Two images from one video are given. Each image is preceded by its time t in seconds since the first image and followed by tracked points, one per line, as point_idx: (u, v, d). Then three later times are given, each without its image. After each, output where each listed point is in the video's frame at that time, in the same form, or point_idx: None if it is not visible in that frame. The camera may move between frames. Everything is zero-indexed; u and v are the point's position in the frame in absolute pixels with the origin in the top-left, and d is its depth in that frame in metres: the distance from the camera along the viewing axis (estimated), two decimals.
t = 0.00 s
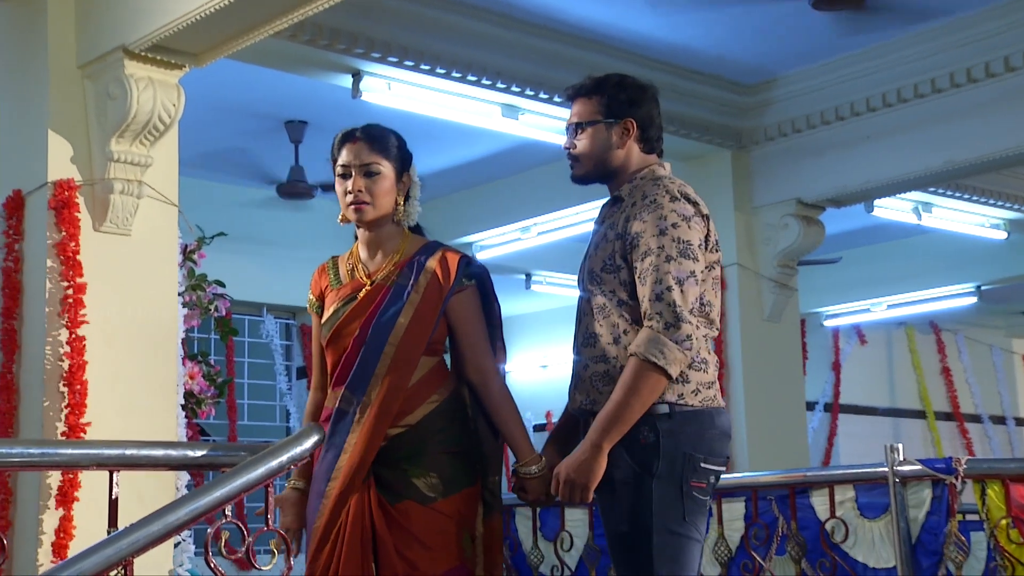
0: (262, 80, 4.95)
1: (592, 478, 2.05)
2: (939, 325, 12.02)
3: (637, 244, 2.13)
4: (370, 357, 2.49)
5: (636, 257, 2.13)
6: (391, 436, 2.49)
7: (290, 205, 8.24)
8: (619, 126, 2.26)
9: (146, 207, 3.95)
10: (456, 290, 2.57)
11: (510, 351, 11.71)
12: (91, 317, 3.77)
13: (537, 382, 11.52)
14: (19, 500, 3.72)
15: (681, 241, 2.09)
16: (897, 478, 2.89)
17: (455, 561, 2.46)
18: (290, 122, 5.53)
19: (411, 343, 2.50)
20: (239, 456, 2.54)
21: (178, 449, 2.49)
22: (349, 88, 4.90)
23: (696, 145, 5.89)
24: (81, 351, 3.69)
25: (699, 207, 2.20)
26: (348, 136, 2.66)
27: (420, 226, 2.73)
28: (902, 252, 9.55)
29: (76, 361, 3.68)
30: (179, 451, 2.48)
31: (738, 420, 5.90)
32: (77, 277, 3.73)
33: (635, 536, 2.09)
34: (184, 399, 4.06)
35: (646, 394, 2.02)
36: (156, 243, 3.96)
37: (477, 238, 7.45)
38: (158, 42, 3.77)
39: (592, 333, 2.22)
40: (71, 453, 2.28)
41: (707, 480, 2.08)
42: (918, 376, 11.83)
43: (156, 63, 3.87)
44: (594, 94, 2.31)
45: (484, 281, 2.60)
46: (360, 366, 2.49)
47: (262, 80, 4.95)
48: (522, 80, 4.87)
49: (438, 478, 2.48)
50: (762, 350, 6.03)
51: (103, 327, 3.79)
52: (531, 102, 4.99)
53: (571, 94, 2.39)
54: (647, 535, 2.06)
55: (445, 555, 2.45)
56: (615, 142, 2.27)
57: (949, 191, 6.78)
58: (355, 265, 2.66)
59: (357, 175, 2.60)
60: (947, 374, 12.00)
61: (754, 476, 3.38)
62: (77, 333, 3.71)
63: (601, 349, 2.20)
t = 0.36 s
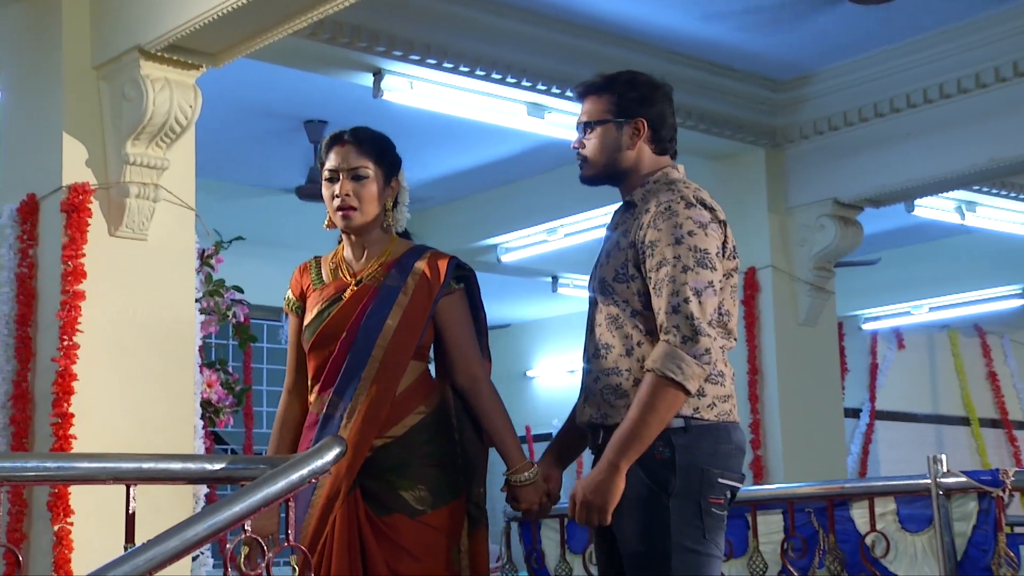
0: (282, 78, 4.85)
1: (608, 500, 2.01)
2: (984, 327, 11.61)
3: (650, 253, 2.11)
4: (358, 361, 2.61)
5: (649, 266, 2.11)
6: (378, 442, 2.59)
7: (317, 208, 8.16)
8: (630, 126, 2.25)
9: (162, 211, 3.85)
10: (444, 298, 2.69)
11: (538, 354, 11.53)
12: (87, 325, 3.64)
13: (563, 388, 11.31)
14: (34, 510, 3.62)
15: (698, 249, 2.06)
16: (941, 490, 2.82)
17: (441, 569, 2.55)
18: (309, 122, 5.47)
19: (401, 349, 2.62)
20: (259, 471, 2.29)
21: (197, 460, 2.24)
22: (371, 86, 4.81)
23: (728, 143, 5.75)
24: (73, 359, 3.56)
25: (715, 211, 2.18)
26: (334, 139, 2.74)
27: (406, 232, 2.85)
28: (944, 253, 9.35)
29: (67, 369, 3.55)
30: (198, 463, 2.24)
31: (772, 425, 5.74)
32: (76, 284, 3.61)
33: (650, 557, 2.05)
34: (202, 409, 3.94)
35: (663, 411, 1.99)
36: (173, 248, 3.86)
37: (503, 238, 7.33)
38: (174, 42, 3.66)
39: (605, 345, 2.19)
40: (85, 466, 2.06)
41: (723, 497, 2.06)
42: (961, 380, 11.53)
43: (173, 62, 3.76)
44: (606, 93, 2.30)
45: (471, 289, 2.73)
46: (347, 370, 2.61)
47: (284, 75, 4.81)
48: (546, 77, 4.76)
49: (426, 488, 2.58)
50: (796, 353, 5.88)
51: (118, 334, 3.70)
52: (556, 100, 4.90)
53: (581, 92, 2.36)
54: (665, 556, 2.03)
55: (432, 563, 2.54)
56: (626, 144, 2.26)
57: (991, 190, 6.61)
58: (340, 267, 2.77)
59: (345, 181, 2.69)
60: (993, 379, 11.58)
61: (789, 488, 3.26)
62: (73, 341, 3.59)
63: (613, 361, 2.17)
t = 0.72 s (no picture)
0: (304, 74, 4.80)
1: (642, 515, 1.93)
2: None
3: (674, 256, 2.03)
4: (354, 370, 2.42)
5: (672, 270, 2.03)
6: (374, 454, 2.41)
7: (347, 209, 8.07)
8: (642, 126, 2.20)
9: (181, 213, 3.76)
10: (442, 303, 2.52)
11: (567, 356, 11.40)
12: (109, 329, 3.56)
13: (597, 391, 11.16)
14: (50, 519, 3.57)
15: (724, 252, 1.99)
16: (987, 500, 2.71)
17: None
18: (330, 119, 5.42)
19: (398, 357, 2.45)
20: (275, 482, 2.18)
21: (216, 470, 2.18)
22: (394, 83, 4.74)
23: (764, 138, 5.60)
24: (95, 365, 3.50)
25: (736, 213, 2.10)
26: (333, 141, 2.59)
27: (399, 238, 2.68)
28: (988, 251, 9.15)
29: (90, 376, 3.48)
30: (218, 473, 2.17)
31: (810, 428, 5.61)
32: (97, 287, 3.54)
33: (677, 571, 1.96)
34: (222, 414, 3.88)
35: (694, 419, 1.90)
36: (191, 250, 3.77)
37: (530, 237, 7.21)
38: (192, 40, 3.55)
39: (626, 353, 2.11)
40: (104, 477, 1.97)
41: (750, 508, 1.99)
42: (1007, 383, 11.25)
43: (191, 61, 3.66)
44: (617, 92, 2.25)
45: (469, 293, 2.57)
46: (342, 380, 2.42)
47: (305, 71, 4.75)
48: (575, 72, 4.67)
49: (422, 498, 2.43)
50: (834, 354, 5.73)
51: (137, 338, 3.62)
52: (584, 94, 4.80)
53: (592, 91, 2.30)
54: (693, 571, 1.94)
55: None
56: (638, 144, 2.21)
57: None
58: (335, 272, 2.59)
59: (346, 182, 2.53)
60: None
61: (829, 497, 3.12)
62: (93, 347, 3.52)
63: (634, 371, 2.09)
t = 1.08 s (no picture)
0: (335, 71, 4.72)
1: (664, 522, 1.92)
2: None
3: (697, 265, 2.04)
4: (369, 383, 2.35)
5: (695, 278, 2.04)
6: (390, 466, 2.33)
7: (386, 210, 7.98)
8: (661, 133, 2.21)
9: (208, 215, 3.67)
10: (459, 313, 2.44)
11: (606, 358, 11.26)
12: (144, 334, 3.49)
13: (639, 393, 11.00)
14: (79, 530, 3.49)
15: (749, 260, 2.00)
16: None
17: None
18: (361, 117, 5.35)
19: (415, 366, 2.38)
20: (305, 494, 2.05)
21: (249, 481, 2.04)
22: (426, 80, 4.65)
23: (809, 134, 5.45)
24: (132, 372, 3.42)
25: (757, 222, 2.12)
26: (349, 144, 2.49)
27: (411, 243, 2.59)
28: None
29: (128, 383, 3.40)
30: (251, 485, 2.03)
31: (859, 434, 5.44)
32: (130, 292, 3.46)
33: None
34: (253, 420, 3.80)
35: (718, 426, 1.91)
36: (219, 253, 3.68)
37: (567, 238, 7.09)
38: (219, 38, 3.44)
39: (647, 361, 2.11)
40: (134, 488, 1.88)
41: (774, 518, 2.01)
42: None
43: (219, 58, 3.55)
44: (635, 99, 2.24)
45: (486, 303, 2.48)
46: (356, 392, 2.35)
47: (335, 68, 4.67)
48: (614, 66, 4.57)
49: (438, 511, 2.34)
50: (884, 356, 5.55)
51: (167, 343, 3.54)
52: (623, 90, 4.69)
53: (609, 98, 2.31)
54: None
55: None
56: (656, 151, 2.21)
57: None
58: (347, 280, 2.49)
59: (361, 188, 2.44)
60: None
61: (880, 507, 2.99)
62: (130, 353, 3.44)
63: (657, 378, 2.10)
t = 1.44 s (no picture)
0: (365, 66, 4.66)
1: (697, 527, 1.85)
2: None
3: (725, 267, 1.97)
4: (398, 391, 2.26)
5: (723, 281, 1.98)
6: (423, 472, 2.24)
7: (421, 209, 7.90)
8: (685, 140, 2.13)
9: (235, 217, 3.59)
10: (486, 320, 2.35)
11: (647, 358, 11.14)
12: (171, 338, 3.42)
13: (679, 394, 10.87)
14: (107, 538, 3.43)
15: (778, 262, 1.94)
16: None
17: None
18: (392, 113, 5.27)
19: (443, 374, 2.29)
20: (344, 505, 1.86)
21: (277, 492, 1.84)
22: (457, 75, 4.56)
23: (855, 128, 5.30)
24: (158, 377, 3.35)
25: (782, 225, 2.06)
26: (374, 145, 2.41)
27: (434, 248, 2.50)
28: None
29: (154, 388, 3.34)
30: (279, 496, 1.84)
31: (907, 438, 5.29)
32: (157, 295, 3.39)
33: None
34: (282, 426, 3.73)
35: (750, 428, 1.85)
36: (247, 256, 3.60)
37: (603, 236, 6.98)
38: (247, 35, 3.35)
39: (672, 366, 2.04)
40: (164, 497, 1.70)
41: (799, 529, 1.94)
42: None
43: (247, 56, 3.45)
44: (656, 105, 2.17)
45: (512, 309, 2.40)
46: (384, 399, 2.26)
47: (363, 63, 4.61)
48: (651, 61, 4.46)
49: (473, 522, 2.24)
50: (933, 357, 5.39)
51: (194, 346, 3.46)
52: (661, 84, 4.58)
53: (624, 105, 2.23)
54: None
55: None
56: (678, 159, 2.13)
57: None
58: (369, 286, 2.39)
59: (388, 189, 2.36)
60: None
61: (931, 515, 2.88)
62: (155, 358, 3.37)
63: (683, 385, 2.02)
